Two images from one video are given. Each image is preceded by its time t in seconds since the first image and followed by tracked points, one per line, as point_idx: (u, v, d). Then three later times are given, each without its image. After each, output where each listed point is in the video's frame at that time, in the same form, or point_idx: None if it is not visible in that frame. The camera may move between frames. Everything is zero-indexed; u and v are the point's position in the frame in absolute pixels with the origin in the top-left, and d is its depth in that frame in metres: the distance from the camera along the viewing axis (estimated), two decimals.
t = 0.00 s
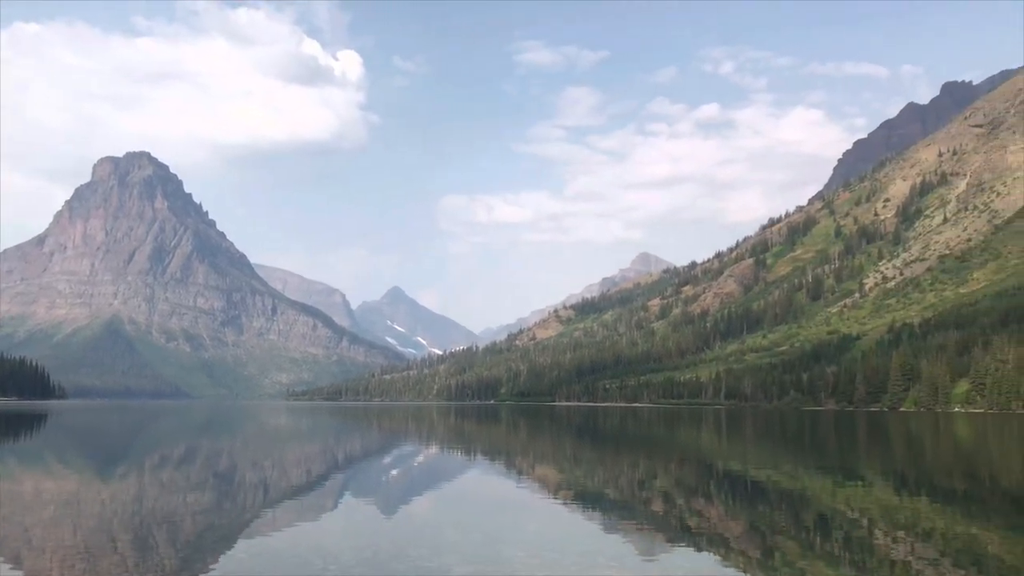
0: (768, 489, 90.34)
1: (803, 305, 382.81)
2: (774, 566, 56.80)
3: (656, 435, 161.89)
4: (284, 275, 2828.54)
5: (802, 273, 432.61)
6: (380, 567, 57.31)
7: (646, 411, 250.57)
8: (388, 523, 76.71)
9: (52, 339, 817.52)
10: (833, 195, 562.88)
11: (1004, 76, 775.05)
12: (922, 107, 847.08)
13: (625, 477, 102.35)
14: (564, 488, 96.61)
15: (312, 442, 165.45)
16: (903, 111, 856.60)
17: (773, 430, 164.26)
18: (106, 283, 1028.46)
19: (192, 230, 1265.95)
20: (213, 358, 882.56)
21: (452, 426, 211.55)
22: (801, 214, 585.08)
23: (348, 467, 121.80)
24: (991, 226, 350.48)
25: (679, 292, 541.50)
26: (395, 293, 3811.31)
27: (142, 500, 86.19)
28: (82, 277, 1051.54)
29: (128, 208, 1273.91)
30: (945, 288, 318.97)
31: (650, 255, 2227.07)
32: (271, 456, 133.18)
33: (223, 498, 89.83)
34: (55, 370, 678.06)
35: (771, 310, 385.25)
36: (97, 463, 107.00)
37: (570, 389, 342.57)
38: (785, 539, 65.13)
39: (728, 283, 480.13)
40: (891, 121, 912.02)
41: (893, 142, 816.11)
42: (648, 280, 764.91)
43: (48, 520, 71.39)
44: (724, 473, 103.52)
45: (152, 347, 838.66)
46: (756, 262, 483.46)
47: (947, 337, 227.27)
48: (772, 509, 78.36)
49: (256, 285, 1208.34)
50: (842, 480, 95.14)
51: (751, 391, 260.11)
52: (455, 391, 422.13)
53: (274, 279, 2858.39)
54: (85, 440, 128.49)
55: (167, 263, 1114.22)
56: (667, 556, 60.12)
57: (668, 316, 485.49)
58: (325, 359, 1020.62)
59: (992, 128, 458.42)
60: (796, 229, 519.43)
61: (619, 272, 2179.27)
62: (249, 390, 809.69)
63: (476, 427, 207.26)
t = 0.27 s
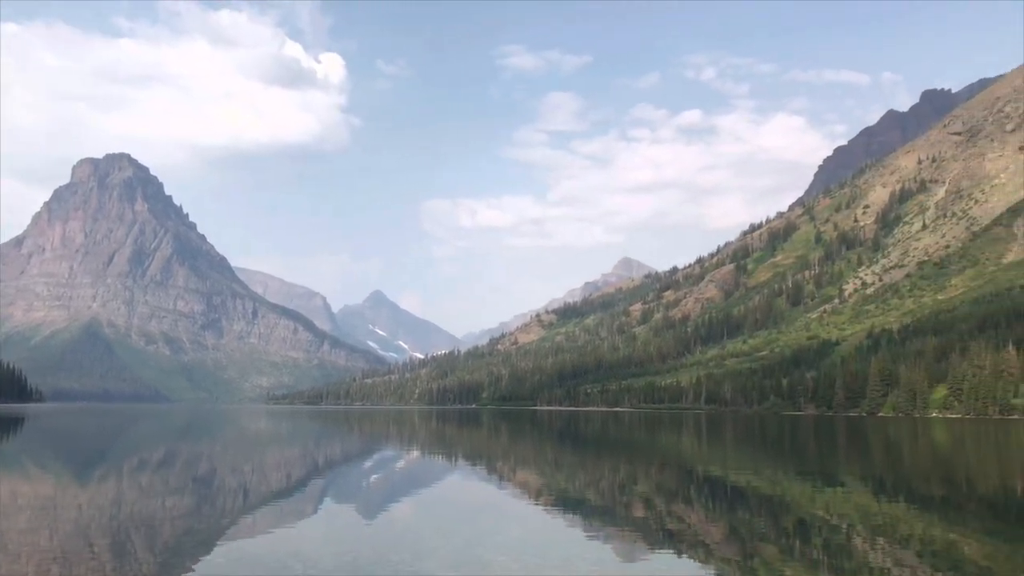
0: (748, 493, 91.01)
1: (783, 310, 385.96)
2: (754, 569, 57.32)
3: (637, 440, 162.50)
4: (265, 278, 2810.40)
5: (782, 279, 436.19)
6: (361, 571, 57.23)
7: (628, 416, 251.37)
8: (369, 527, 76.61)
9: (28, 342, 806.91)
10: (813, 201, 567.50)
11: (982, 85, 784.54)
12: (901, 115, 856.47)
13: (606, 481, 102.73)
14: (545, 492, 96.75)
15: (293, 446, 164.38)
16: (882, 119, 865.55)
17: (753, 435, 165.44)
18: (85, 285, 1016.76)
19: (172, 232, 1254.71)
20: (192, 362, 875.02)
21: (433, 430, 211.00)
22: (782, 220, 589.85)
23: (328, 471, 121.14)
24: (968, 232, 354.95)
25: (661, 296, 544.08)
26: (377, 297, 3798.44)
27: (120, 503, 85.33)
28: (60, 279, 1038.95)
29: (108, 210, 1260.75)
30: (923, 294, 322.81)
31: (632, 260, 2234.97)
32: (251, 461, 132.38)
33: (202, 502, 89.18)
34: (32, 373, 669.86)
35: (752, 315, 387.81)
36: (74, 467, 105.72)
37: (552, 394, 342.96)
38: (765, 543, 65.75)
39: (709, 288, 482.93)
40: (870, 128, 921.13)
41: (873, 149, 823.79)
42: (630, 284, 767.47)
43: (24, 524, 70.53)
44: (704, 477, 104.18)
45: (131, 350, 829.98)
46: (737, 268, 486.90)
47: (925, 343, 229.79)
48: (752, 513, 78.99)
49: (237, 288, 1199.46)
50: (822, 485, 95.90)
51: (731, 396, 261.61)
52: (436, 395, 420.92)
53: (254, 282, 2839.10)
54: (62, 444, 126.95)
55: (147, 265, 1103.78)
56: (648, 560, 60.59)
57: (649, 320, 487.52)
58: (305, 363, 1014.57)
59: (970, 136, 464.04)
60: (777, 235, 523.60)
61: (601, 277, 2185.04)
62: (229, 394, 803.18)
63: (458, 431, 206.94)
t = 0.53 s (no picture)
0: (728, 497, 91.34)
1: (763, 315, 388.70)
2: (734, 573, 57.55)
3: (618, 443, 162.76)
4: (244, 280, 2790.10)
5: (762, 284, 439.51)
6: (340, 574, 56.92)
7: (608, 419, 251.83)
8: (348, 531, 76.18)
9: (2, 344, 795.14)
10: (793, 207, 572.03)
11: (959, 93, 794.24)
12: (880, 122, 865.91)
13: (587, 485, 102.71)
14: (525, 496, 96.57)
15: (272, 449, 163.13)
16: (861, 125, 874.13)
17: (733, 439, 166.19)
18: (61, 287, 1003.94)
19: (151, 234, 1242.26)
20: (171, 364, 866.39)
21: (413, 433, 210.21)
22: (762, 225, 594.10)
23: (308, 474, 120.14)
24: (946, 239, 359.19)
25: (641, 301, 546.09)
26: (358, 299, 3783.11)
27: (96, 507, 84.16)
28: (36, 280, 1025.40)
29: (85, 211, 1246.21)
30: (902, 300, 326.42)
31: (613, 265, 2242.24)
32: (229, 464, 131.18)
33: (180, 505, 88.16)
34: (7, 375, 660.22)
35: (732, 320, 390.15)
36: (49, 470, 104.15)
37: (533, 397, 342.85)
38: (744, 547, 66.02)
39: (690, 293, 485.35)
40: (849, 135, 930.77)
41: (852, 155, 831.25)
42: (611, 288, 769.55)
43: None
44: (684, 481, 104.49)
45: (108, 352, 820.01)
46: (717, 272, 489.92)
47: (903, 348, 232.04)
48: (731, 517, 79.30)
49: (216, 290, 1189.37)
50: (801, 489, 96.45)
51: (711, 400, 262.87)
52: (417, 399, 419.42)
53: (234, 284, 2818.08)
54: (37, 446, 125.17)
55: (125, 266, 1092.16)
56: (627, 564, 60.74)
57: (630, 324, 489.07)
58: (285, 365, 1007.71)
59: (947, 144, 469.56)
60: (757, 240, 527.52)
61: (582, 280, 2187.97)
62: (208, 397, 795.99)
63: (438, 435, 206.30)
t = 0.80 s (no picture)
0: (706, 500, 92.02)
1: (742, 319, 391.69)
2: None
3: (598, 446, 163.30)
4: (224, 281, 2769.23)
5: (741, 288, 442.90)
6: None
7: (588, 422, 252.52)
8: (327, 533, 75.90)
9: None
10: (773, 212, 576.51)
11: (937, 100, 804.63)
12: (859, 128, 875.04)
13: (567, 488, 102.92)
14: (505, 499, 96.56)
15: (251, 451, 162.12)
16: (841, 131, 882.24)
17: (712, 442, 167.26)
18: (38, 287, 991.85)
19: (130, 234, 1229.49)
20: (149, 366, 858.07)
21: (393, 436, 209.74)
22: (742, 229, 598.62)
23: (288, 477, 119.42)
24: (923, 245, 363.41)
25: (622, 304, 548.21)
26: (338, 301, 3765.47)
27: (72, 509, 83.22)
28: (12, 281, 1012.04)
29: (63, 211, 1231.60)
30: (879, 304, 329.98)
31: (594, 268, 2249.77)
32: (207, 466, 130.25)
33: (158, 508, 87.35)
34: None
35: (712, 323, 392.64)
36: (25, 472, 102.91)
37: (513, 400, 343.06)
38: (722, 550, 66.46)
39: (670, 297, 487.94)
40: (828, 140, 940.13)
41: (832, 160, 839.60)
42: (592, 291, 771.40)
43: None
44: (663, 484, 105.04)
45: (85, 353, 810.90)
46: (698, 276, 493.10)
47: (880, 352, 234.42)
48: (709, 520, 79.84)
49: (195, 292, 1178.92)
50: (778, 492, 97.09)
51: (690, 403, 264.26)
52: (397, 401, 417.90)
53: (213, 285, 2795.44)
54: (12, 448, 123.61)
55: (103, 267, 1080.46)
56: (605, 567, 61.01)
57: (610, 327, 490.88)
58: (264, 367, 1001.11)
59: (925, 150, 475.07)
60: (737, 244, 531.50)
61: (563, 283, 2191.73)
62: (186, 399, 788.78)
63: (418, 437, 205.90)
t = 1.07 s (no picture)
0: (685, 502, 92.49)
1: (721, 322, 394.45)
2: None
3: (577, 448, 163.85)
4: (202, 282, 2750.75)
5: (720, 290, 446.12)
6: None
7: (568, 425, 253.05)
8: (306, 536, 75.26)
9: None
10: (752, 215, 580.88)
11: (914, 106, 813.95)
12: (838, 133, 883.56)
13: (546, 490, 102.83)
14: (484, 501, 96.37)
15: (229, 452, 161.09)
16: (820, 136, 890.27)
17: (691, 444, 167.98)
18: (13, 287, 978.55)
19: (107, 234, 1215.77)
20: (127, 367, 849.58)
21: (372, 437, 209.15)
22: (722, 232, 602.50)
23: (266, 479, 118.61)
24: (900, 249, 367.61)
25: (602, 306, 550.02)
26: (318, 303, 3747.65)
27: (47, 511, 81.99)
28: None
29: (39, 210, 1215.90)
30: (857, 308, 333.45)
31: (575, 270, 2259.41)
32: (185, 468, 129.12)
33: (135, 510, 86.34)
34: None
35: (691, 326, 394.88)
36: None
37: (493, 402, 342.96)
38: (701, 551, 66.92)
39: (650, 299, 490.24)
40: (808, 145, 948.39)
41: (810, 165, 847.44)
42: (572, 294, 773.14)
43: None
44: (642, 486, 105.42)
45: (61, 354, 800.99)
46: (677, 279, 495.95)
47: (858, 356, 236.89)
48: (688, 521, 80.32)
49: (173, 292, 1167.43)
50: (757, 494, 97.75)
51: (670, 406, 265.54)
52: (377, 403, 415.92)
53: (191, 285, 2774.02)
54: None
55: (81, 267, 1068.23)
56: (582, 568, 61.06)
57: (591, 330, 492.29)
58: (243, 369, 994.20)
59: (903, 155, 480.44)
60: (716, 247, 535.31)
61: (543, 286, 2193.59)
62: (164, 400, 781.67)
63: (398, 439, 205.23)
